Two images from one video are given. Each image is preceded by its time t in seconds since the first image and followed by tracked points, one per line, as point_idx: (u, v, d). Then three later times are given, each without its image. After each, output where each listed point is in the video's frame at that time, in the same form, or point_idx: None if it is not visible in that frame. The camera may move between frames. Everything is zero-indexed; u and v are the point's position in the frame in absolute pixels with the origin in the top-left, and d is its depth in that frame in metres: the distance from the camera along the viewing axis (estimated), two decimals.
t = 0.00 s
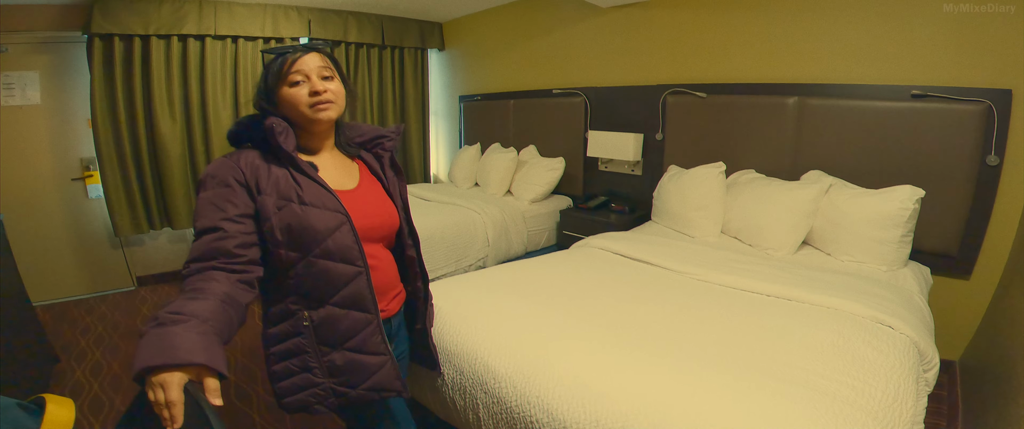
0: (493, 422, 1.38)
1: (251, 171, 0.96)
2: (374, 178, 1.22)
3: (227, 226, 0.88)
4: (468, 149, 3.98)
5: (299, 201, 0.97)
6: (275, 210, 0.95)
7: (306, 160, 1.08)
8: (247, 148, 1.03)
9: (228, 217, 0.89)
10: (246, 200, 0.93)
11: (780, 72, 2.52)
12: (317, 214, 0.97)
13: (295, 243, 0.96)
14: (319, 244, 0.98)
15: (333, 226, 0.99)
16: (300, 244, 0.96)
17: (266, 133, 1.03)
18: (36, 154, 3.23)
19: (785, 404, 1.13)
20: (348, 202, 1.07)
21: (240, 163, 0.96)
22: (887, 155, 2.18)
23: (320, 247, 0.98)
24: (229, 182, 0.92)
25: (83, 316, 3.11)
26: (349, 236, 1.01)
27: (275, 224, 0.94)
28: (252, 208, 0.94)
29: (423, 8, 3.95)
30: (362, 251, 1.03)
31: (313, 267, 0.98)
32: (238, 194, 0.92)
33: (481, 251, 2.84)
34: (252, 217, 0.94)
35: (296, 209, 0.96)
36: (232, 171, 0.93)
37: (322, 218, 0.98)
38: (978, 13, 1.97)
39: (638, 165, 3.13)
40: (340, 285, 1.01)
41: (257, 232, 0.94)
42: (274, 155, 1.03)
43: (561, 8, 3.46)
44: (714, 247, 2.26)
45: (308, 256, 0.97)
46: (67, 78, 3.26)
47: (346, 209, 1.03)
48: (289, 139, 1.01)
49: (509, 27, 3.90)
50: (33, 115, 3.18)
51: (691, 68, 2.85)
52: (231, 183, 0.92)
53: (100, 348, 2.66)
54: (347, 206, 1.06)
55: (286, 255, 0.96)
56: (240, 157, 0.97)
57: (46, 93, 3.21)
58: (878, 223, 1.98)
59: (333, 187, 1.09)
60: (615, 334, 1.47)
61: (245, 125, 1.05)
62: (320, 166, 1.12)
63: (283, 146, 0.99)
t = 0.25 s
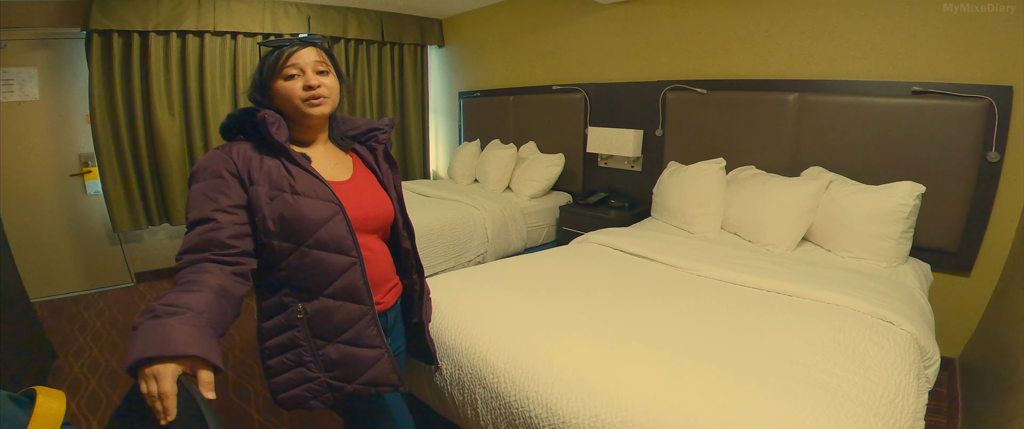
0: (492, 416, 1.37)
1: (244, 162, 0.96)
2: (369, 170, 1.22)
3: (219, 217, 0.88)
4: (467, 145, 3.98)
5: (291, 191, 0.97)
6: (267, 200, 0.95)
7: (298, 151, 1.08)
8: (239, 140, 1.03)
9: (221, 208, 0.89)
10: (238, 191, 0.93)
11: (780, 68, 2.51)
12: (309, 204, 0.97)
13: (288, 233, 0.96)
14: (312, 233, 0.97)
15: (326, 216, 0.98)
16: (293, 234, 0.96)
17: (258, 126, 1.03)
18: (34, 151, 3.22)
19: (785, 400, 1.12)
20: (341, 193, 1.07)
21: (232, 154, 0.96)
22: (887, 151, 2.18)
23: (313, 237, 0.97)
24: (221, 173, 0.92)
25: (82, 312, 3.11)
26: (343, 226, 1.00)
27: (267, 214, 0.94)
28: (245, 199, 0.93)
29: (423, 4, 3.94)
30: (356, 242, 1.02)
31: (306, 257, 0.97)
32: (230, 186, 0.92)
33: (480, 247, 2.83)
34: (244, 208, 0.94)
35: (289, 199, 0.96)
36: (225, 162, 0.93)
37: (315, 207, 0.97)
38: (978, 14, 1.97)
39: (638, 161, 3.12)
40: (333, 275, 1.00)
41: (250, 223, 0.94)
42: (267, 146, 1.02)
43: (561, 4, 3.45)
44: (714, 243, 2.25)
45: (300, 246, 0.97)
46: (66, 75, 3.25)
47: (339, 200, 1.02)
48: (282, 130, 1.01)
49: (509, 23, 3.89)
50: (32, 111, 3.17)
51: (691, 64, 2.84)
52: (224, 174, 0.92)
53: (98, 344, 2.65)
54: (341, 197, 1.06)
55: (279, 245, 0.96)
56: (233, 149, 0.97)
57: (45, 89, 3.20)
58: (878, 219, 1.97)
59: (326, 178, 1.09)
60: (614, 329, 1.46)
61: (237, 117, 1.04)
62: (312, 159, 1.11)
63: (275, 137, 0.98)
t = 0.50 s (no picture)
0: (491, 413, 1.38)
1: (239, 157, 0.96)
2: (364, 166, 1.22)
3: (216, 213, 0.88)
4: (468, 142, 3.97)
5: (286, 187, 0.97)
6: (262, 195, 0.95)
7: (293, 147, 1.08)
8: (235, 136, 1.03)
9: (216, 203, 0.89)
10: (233, 186, 0.93)
11: (782, 66, 2.51)
12: (304, 199, 0.97)
13: (283, 228, 0.96)
14: (307, 228, 0.97)
15: (321, 211, 0.98)
16: (288, 229, 0.96)
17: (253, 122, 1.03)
18: (36, 147, 3.23)
19: (785, 398, 1.12)
20: (337, 189, 1.07)
21: (227, 150, 0.96)
22: (888, 149, 2.18)
23: (308, 232, 0.97)
24: (217, 169, 0.92)
25: (82, 308, 3.11)
26: (338, 221, 1.00)
27: (263, 209, 0.94)
28: (240, 194, 0.94)
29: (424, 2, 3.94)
30: (351, 237, 1.02)
31: (301, 252, 0.98)
32: (226, 181, 0.92)
33: (480, 244, 2.84)
34: (240, 203, 0.94)
35: (283, 194, 0.96)
36: (220, 158, 0.93)
37: (310, 202, 0.97)
38: (979, 14, 1.96)
39: (639, 159, 3.12)
40: (329, 270, 1.01)
41: (245, 219, 0.94)
42: (262, 142, 1.02)
43: (562, 2, 3.45)
44: (714, 240, 2.25)
45: (296, 241, 0.97)
46: (67, 72, 3.25)
47: (335, 195, 1.03)
48: (276, 126, 1.01)
49: (510, 20, 3.89)
50: (33, 108, 3.17)
51: (692, 62, 2.83)
52: (219, 170, 0.92)
53: (99, 341, 2.66)
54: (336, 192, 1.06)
55: (274, 241, 0.96)
56: (227, 145, 0.97)
57: (46, 86, 3.20)
58: (879, 217, 1.97)
59: (322, 174, 1.09)
60: (614, 326, 1.46)
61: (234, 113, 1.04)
62: (308, 155, 1.11)
63: (270, 133, 0.98)
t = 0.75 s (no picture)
0: (489, 412, 1.38)
1: (234, 157, 0.97)
2: (360, 165, 1.22)
3: (211, 211, 0.89)
4: (468, 142, 3.97)
5: (280, 186, 0.98)
6: (256, 194, 0.95)
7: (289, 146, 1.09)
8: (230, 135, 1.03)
9: (211, 201, 0.90)
10: (229, 185, 0.94)
11: (782, 66, 2.51)
12: (298, 198, 0.97)
13: (277, 227, 0.97)
14: (301, 227, 0.98)
15: (315, 210, 0.99)
16: (282, 228, 0.97)
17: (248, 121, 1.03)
18: (36, 146, 3.23)
19: (784, 399, 1.12)
20: (330, 187, 1.07)
21: (223, 149, 0.96)
22: (887, 149, 2.18)
23: (302, 230, 0.98)
24: (212, 168, 0.92)
25: (82, 307, 3.12)
26: (331, 220, 1.01)
27: (257, 208, 0.95)
28: (235, 193, 0.94)
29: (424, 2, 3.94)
30: (345, 235, 1.02)
31: (295, 251, 0.98)
32: (220, 180, 0.92)
33: (480, 243, 2.84)
34: (235, 202, 0.94)
35: (278, 193, 0.97)
36: (214, 157, 0.94)
37: (304, 201, 0.98)
38: (980, 13, 1.96)
39: (638, 158, 3.12)
40: (323, 269, 1.01)
41: (240, 217, 0.95)
42: (257, 142, 1.03)
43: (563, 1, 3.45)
44: (713, 240, 2.26)
45: (290, 240, 0.98)
46: (67, 71, 3.26)
47: (329, 193, 1.03)
48: (271, 126, 1.02)
49: (510, 19, 3.89)
50: (33, 107, 3.18)
51: (692, 61, 2.83)
52: (214, 169, 0.93)
53: (99, 339, 2.66)
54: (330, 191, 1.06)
55: (268, 239, 0.96)
56: (222, 144, 0.97)
57: (46, 85, 3.20)
58: (878, 217, 1.97)
59: (316, 173, 1.10)
60: (613, 326, 1.47)
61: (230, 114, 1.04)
62: (303, 154, 1.13)
63: (265, 132, 0.99)
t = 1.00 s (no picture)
0: (490, 410, 1.38)
1: (236, 152, 0.97)
2: (361, 162, 1.22)
3: (212, 206, 0.89)
4: (470, 140, 3.97)
5: (281, 182, 0.98)
6: (257, 190, 0.95)
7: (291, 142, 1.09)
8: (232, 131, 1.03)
9: (213, 197, 0.90)
10: (230, 181, 0.94)
11: (784, 65, 2.50)
12: (299, 194, 0.97)
13: (278, 223, 0.97)
14: (300, 223, 0.98)
15: (315, 206, 0.99)
16: (282, 223, 0.97)
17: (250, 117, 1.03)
18: (40, 144, 3.24)
19: (785, 398, 1.12)
20: (330, 183, 1.07)
21: (225, 145, 0.97)
22: (890, 148, 2.17)
23: (302, 226, 0.98)
24: (214, 164, 0.93)
25: (84, 304, 3.13)
26: (331, 216, 1.00)
27: (257, 203, 0.95)
28: (236, 189, 0.94)
29: None
30: (344, 232, 1.02)
31: (294, 246, 0.98)
32: (222, 176, 0.93)
33: (481, 241, 2.84)
34: (236, 198, 0.94)
35: (278, 189, 0.97)
36: (216, 153, 0.95)
37: (304, 197, 0.98)
38: (979, 13, 1.96)
39: (640, 157, 3.12)
40: (322, 265, 1.01)
41: (241, 213, 0.95)
42: (258, 138, 1.03)
43: None
44: (715, 239, 2.25)
45: (290, 236, 0.98)
46: (71, 68, 3.26)
47: (329, 189, 1.03)
48: (273, 121, 1.02)
49: (513, 18, 3.89)
50: (37, 104, 3.19)
51: (694, 60, 2.83)
52: (216, 164, 0.93)
53: (101, 336, 2.67)
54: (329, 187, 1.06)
55: (269, 235, 0.97)
56: (225, 140, 0.98)
57: (50, 82, 3.21)
58: (881, 217, 1.97)
59: (317, 169, 1.09)
60: (614, 325, 1.46)
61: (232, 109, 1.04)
62: (304, 150, 1.12)
63: (267, 128, 0.99)
